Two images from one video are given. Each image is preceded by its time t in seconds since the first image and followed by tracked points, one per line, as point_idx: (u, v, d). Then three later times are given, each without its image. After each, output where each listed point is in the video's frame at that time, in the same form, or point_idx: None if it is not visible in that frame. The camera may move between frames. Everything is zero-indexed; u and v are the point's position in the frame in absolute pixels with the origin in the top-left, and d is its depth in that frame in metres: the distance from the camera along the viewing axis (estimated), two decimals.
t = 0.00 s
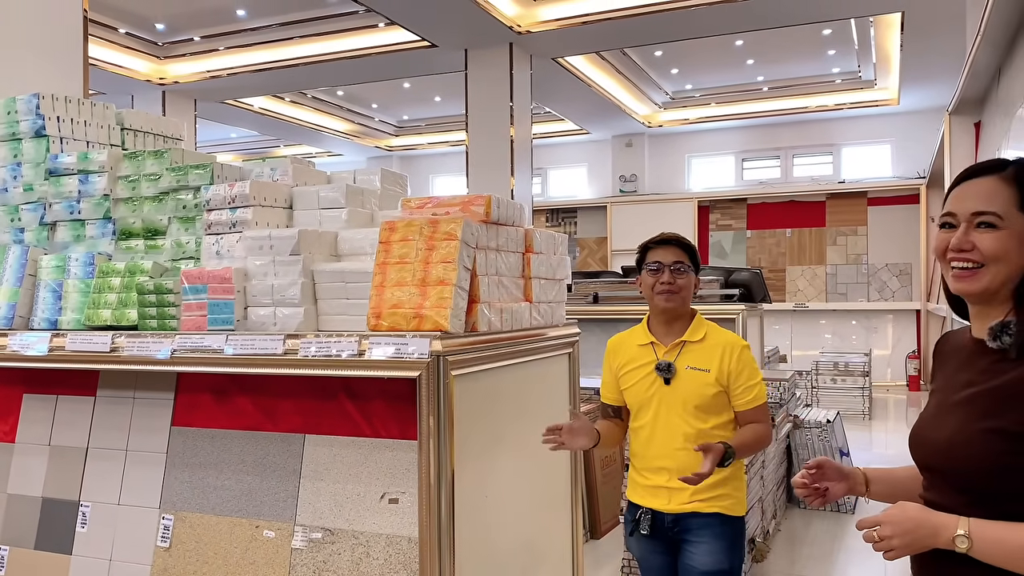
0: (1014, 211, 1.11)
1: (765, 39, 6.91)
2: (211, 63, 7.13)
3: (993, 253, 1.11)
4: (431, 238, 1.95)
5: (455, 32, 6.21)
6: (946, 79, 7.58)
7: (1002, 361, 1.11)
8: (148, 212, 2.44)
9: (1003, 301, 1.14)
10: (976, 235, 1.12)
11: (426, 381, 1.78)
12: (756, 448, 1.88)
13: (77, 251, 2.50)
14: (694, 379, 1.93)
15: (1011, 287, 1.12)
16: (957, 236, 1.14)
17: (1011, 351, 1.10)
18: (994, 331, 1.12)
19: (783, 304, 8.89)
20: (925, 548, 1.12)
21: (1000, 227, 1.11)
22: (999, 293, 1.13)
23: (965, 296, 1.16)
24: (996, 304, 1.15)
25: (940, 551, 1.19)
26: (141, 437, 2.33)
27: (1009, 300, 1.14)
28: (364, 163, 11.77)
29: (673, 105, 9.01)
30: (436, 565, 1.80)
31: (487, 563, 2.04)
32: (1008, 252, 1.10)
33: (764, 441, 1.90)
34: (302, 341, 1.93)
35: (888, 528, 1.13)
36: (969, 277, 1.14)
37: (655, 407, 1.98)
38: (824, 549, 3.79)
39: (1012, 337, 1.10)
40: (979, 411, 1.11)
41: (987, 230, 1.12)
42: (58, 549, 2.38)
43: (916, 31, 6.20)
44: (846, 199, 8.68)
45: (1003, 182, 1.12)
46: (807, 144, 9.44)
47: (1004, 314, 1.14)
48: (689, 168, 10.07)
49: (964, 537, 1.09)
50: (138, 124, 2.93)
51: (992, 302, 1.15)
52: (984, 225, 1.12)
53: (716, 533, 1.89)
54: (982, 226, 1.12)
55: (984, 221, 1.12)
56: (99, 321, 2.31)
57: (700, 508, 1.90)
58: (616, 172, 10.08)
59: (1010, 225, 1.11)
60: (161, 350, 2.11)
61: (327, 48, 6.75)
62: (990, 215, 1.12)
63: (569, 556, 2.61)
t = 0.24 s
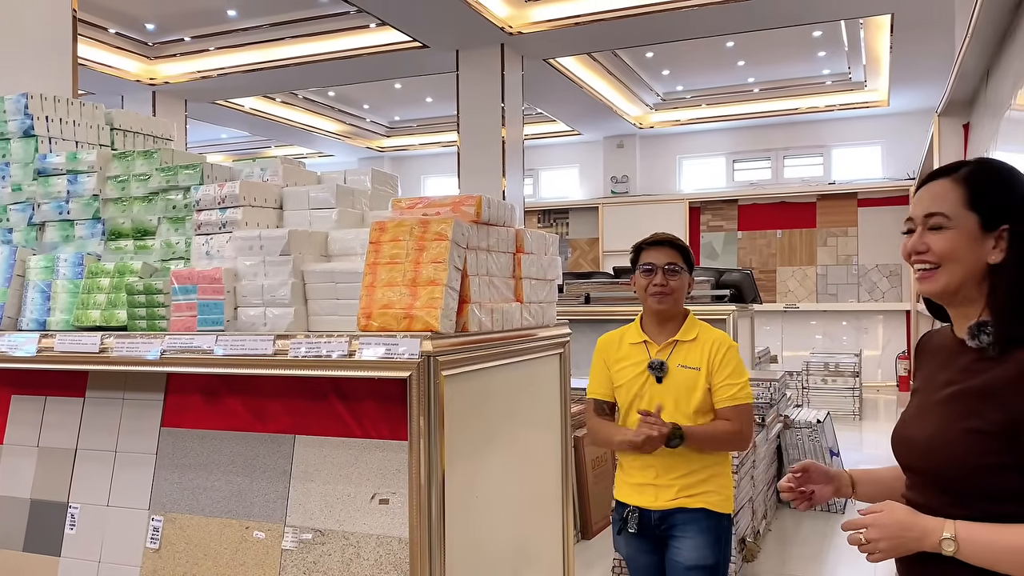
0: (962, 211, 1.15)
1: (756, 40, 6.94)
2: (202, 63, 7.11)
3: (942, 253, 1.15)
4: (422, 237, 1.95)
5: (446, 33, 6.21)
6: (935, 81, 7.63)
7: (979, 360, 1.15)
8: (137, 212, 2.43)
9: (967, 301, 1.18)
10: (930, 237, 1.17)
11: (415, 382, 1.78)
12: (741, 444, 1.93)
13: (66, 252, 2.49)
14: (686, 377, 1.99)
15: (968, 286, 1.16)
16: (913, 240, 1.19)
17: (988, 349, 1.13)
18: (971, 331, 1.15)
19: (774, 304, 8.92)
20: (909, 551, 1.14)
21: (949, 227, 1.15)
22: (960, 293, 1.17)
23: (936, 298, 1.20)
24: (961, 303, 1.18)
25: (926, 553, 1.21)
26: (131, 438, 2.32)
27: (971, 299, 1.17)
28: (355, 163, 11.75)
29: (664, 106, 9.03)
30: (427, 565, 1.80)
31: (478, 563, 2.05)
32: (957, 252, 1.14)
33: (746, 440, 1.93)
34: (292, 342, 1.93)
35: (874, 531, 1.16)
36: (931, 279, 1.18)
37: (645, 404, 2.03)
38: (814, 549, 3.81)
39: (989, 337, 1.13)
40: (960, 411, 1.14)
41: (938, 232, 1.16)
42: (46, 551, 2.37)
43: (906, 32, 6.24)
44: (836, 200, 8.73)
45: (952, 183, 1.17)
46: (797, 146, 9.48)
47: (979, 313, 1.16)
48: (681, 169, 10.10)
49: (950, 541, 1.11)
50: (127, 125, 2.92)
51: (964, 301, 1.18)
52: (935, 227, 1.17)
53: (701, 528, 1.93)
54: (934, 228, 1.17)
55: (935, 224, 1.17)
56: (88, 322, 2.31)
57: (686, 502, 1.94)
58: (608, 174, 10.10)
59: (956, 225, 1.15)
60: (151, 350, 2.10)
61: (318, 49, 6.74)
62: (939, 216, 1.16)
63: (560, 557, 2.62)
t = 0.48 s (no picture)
0: (899, 211, 1.20)
1: (746, 42, 6.97)
2: (192, 63, 7.08)
3: (884, 251, 1.21)
4: (411, 237, 1.94)
5: (437, 33, 6.21)
6: (924, 82, 7.68)
7: (941, 356, 1.16)
8: (126, 212, 2.42)
9: (921, 297, 1.21)
10: (875, 237, 1.23)
11: (405, 382, 1.78)
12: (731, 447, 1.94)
13: (54, 251, 2.48)
14: (677, 377, 2.00)
15: (916, 283, 1.20)
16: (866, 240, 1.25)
17: (949, 347, 1.14)
18: (935, 328, 1.16)
19: (764, 305, 8.95)
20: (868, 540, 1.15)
21: (887, 227, 1.21)
22: (911, 290, 1.21)
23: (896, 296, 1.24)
24: (918, 300, 1.22)
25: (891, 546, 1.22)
26: (119, 439, 2.31)
27: (924, 295, 1.20)
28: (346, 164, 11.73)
29: (655, 107, 9.06)
30: (418, 565, 1.80)
31: (468, 562, 2.05)
32: (895, 251, 1.19)
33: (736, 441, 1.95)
34: (281, 342, 1.92)
35: (834, 515, 1.15)
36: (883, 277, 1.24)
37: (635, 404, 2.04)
38: (804, 548, 3.82)
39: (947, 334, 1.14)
40: (923, 409, 1.16)
41: (881, 232, 1.22)
42: (34, 552, 2.35)
43: (895, 33, 6.27)
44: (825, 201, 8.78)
45: (899, 184, 1.21)
46: (788, 147, 9.52)
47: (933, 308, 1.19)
48: (671, 170, 10.13)
49: (907, 534, 1.12)
50: (116, 124, 2.90)
51: (920, 296, 1.21)
52: (880, 227, 1.23)
53: (692, 532, 1.93)
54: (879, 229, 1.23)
55: (878, 223, 1.23)
56: (76, 322, 2.29)
57: (676, 509, 1.94)
58: (599, 174, 10.13)
59: (893, 225, 1.20)
60: (139, 350, 2.09)
61: (308, 49, 6.72)
62: (880, 217, 1.22)
63: (551, 557, 2.62)
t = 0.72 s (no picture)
0: (850, 210, 1.23)
1: (739, 42, 6.99)
2: (183, 62, 7.05)
3: (834, 249, 1.25)
4: (403, 236, 1.94)
5: (430, 33, 6.20)
6: (915, 83, 7.71)
7: (887, 358, 1.19)
8: (116, 211, 2.40)
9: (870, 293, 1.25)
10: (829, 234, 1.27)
11: (398, 382, 1.78)
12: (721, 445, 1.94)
13: (43, 251, 2.46)
14: (667, 379, 2.00)
15: (863, 281, 1.24)
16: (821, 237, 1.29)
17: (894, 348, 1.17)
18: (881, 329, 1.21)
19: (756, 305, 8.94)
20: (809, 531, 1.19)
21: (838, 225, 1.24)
22: (860, 287, 1.25)
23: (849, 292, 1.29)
24: (866, 296, 1.27)
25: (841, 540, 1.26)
26: (110, 439, 2.29)
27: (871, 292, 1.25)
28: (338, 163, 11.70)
29: (648, 107, 9.07)
30: (410, 565, 1.80)
31: (460, 563, 2.05)
32: (843, 249, 1.24)
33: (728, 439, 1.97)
34: (272, 342, 1.91)
35: (776, 503, 1.19)
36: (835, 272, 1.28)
37: (624, 405, 2.04)
38: (795, 548, 3.84)
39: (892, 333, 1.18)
40: (869, 410, 1.19)
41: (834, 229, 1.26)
42: (24, 554, 2.34)
43: (887, 33, 6.29)
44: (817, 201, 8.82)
45: (852, 184, 1.24)
46: (780, 147, 9.56)
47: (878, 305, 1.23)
48: (664, 170, 10.14)
49: (842, 524, 1.17)
50: (106, 122, 2.89)
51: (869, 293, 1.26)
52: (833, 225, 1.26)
53: (681, 527, 1.94)
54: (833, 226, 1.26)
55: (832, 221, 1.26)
56: (66, 322, 2.28)
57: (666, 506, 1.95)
58: (592, 175, 10.14)
59: (843, 223, 1.24)
60: (130, 350, 2.08)
61: (300, 48, 6.71)
62: (833, 215, 1.26)
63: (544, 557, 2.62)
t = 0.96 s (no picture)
0: (799, 211, 1.17)
1: (734, 41, 7.00)
2: (177, 61, 7.03)
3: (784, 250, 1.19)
4: (397, 235, 1.94)
5: (424, 31, 6.19)
6: (909, 83, 7.74)
7: (826, 355, 1.15)
8: (109, 209, 2.38)
9: (817, 295, 1.20)
10: (778, 236, 1.20)
11: (392, 381, 1.77)
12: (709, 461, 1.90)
13: (36, 250, 2.45)
14: (657, 386, 1.96)
15: (811, 282, 1.18)
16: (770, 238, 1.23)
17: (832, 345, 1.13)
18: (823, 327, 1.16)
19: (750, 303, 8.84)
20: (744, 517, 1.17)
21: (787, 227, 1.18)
22: (807, 288, 1.20)
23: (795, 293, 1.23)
24: (814, 298, 1.21)
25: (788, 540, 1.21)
26: (103, 440, 2.28)
27: (818, 293, 1.19)
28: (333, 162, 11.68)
29: (643, 107, 9.07)
30: (404, 565, 1.79)
31: (453, 563, 2.04)
32: (793, 251, 1.17)
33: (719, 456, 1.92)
34: (266, 341, 1.91)
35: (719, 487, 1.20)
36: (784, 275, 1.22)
37: (609, 411, 2.01)
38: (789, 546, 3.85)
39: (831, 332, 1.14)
40: (805, 406, 1.14)
41: (783, 230, 1.19)
42: (18, 554, 2.33)
43: (882, 33, 6.30)
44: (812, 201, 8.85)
45: (800, 183, 1.19)
46: (775, 147, 9.56)
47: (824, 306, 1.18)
48: (659, 169, 10.17)
49: (771, 508, 1.14)
50: (99, 121, 2.87)
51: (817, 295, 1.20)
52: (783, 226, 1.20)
53: (662, 547, 1.90)
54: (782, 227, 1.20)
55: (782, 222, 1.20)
56: (58, 321, 2.26)
57: (648, 522, 1.92)
58: (587, 174, 10.16)
59: (792, 224, 1.18)
60: (123, 350, 2.07)
61: (295, 47, 6.69)
62: (783, 215, 1.20)
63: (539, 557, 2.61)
